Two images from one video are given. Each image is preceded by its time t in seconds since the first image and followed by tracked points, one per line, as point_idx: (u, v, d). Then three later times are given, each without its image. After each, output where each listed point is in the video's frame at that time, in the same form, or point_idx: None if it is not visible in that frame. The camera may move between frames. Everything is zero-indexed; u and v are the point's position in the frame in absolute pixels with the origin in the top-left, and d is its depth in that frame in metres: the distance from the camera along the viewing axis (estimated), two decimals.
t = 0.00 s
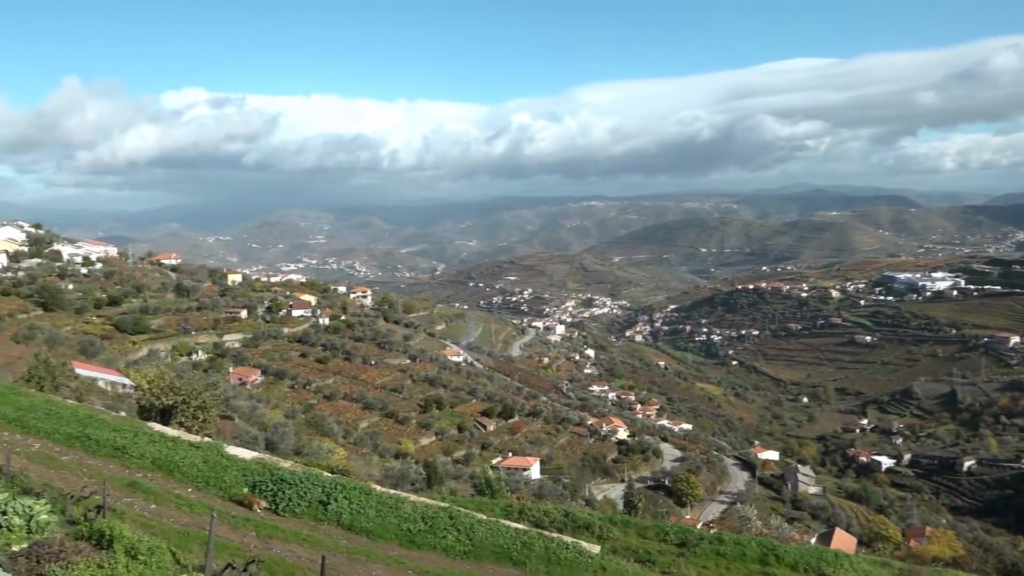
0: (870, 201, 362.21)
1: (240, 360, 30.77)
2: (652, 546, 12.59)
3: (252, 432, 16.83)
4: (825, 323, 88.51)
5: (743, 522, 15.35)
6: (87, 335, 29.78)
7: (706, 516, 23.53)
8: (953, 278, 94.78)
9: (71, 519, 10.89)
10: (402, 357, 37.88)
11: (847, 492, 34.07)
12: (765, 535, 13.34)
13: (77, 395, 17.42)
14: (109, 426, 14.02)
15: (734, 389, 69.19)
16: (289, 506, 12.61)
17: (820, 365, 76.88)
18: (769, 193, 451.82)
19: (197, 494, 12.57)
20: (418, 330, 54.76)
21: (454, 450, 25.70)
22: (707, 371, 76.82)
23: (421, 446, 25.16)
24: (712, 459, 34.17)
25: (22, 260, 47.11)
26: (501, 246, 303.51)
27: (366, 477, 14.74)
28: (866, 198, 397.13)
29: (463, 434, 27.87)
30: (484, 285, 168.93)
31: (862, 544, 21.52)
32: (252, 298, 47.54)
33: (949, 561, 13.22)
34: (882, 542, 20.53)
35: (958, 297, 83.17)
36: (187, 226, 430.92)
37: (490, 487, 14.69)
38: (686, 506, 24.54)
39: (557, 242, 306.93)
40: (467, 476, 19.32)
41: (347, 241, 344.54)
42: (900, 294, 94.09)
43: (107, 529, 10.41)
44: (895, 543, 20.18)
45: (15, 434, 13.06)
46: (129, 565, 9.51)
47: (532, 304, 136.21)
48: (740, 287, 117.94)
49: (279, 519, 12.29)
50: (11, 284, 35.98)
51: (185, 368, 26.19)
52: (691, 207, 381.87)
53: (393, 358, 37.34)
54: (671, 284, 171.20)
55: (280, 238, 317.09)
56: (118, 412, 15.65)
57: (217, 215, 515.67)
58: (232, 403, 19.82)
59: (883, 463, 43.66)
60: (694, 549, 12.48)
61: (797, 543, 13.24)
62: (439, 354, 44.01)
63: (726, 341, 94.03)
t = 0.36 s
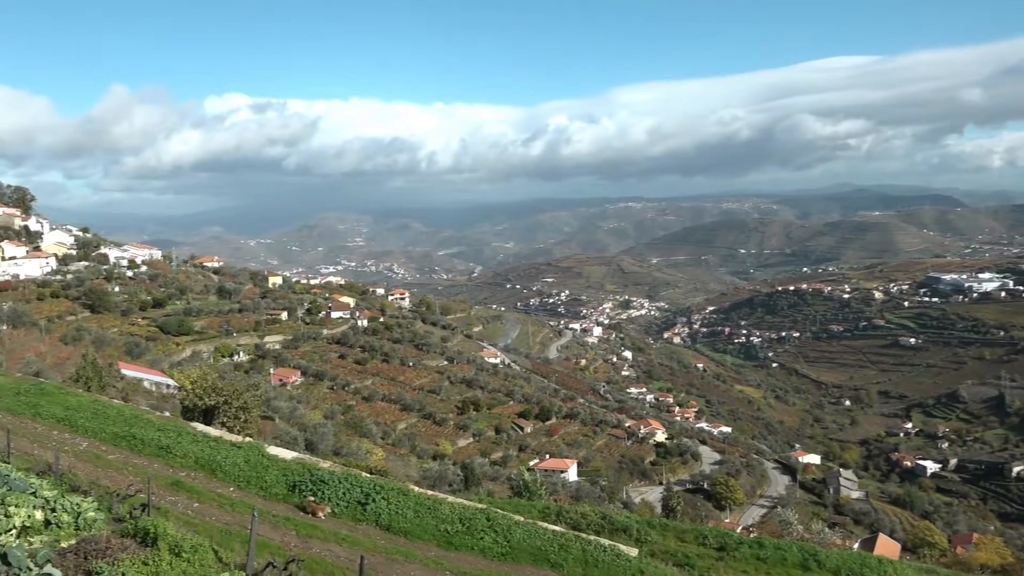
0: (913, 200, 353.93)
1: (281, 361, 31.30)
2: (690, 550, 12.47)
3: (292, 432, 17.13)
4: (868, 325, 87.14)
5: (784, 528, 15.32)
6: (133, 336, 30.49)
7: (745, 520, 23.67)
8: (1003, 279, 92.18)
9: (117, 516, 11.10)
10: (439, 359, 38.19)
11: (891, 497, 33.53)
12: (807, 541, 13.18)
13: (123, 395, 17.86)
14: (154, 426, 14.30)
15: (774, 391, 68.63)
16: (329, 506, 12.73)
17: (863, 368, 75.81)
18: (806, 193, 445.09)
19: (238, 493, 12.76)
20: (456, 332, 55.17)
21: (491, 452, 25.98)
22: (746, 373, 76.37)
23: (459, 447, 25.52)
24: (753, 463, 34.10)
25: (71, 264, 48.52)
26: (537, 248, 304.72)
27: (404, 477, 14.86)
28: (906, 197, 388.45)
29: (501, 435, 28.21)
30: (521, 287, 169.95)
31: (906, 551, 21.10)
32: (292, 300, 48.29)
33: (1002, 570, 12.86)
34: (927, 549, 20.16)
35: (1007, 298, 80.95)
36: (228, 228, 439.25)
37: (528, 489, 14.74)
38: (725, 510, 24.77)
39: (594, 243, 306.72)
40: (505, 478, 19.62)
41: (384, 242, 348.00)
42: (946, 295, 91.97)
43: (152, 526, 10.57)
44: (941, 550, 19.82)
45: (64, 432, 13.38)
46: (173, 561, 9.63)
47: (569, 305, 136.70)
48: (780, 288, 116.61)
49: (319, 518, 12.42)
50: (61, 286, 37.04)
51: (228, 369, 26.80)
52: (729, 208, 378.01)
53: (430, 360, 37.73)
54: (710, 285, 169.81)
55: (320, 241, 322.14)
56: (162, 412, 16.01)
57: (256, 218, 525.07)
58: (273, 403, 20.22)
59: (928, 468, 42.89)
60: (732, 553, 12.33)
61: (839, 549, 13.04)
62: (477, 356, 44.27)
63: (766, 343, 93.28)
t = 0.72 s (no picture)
0: (951, 196, 346.28)
1: (315, 359, 31.68)
2: (723, 551, 12.37)
3: (325, 430, 17.39)
4: (906, 323, 85.79)
5: (820, 528, 15.22)
6: (170, 334, 31.02)
7: (779, 521, 23.68)
8: None
9: (155, 512, 11.25)
10: (471, 357, 38.36)
11: (930, 499, 33.04)
12: (843, 542, 13.04)
13: (161, 393, 18.21)
14: (190, 423, 14.54)
15: (808, 391, 67.97)
16: (363, 503, 12.82)
17: (901, 367, 74.71)
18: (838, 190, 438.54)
19: (273, 490, 12.90)
20: (487, 330, 55.34)
21: (523, 451, 26.17)
22: (780, 372, 75.84)
23: (491, 446, 25.70)
24: (788, 463, 33.92)
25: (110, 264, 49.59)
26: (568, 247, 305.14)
27: (436, 475, 14.96)
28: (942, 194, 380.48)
29: (532, 434, 28.35)
30: (552, 285, 170.33)
31: (945, 553, 20.78)
32: (325, 299, 48.88)
33: None
34: (966, 552, 19.83)
35: None
36: (262, 228, 446.00)
37: (561, 487, 14.75)
38: (759, 510, 24.74)
39: (625, 241, 305.73)
40: (536, 476, 19.70)
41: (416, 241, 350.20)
42: (987, 293, 90.00)
43: (188, 522, 10.70)
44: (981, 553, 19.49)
45: (104, 429, 13.64)
46: (210, 557, 9.73)
47: (601, 304, 136.72)
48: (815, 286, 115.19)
49: (352, 516, 12.50)
50: (101, 286, 37.86)
51: (263, 368, 27.27)
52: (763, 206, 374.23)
53: (461, 358, 37.91)
54: (744, 283, 168.23)
55: (353, 240, 325.37)
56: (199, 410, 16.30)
57: (288, 219, 532.23)
58: (306, 401, 20.51)
59: (968, 469, 42.11)
60: (767, 554, 12.21)
61: (877, 551, 12.87)
62: (508, 355, 44.38)
63: (801, 342, 92.55)
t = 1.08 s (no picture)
0: (987, 195, 339.26)
1: (344, 359, 31.96)
2: (753, 554, 12.28)
3: (355, 429, 17.57)
4: (941, 325, 84.42)
5: (854, 533, 15.07)
6: (203, 333, 31.50)
7: (810, 525, 23.49)
8: None
9: (188, 508, 11.38)
10: (499, 358, 38.46)
11: (965, 504, 32.49)
12: (875, 547, 12.88)
13: (194, 391, 18.48)
14: (223, 421, 14.74)
15: (840, 393, 67.29)
16: (391, 501, 12.88)
17: (936, 370, 73.62)
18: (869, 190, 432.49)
19: (303, 488, 13.03)
20: (517, 331, 55.40)
21: (552, 451, 26.24)
22: (811, 374, 75.24)
23: (519, 446, 25.80)
24: (818, 466, 33.60)
25: (146, 264, 50.50)
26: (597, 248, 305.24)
27: (465, 476, 15.02)
28: (977, 195, 373.08)
29: (560, 435, 28.39)
30: (581, 286, 170.46)
31: (979, 560, 20.45)
32: (355, 299, 49.36)
33: None
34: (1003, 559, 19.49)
35: None
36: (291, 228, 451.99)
37: (588, 489, 14.74)
38: (790, 514, 24.58)
39: (655, 242, 304.62)
40: (565, 477, 19.71)
41: (444, 241, 351.79)
42: None
43: (221, 519, 10.81)
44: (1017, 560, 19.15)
45: (139, 426, 13.87)
46: (240, 554, 9.77)
47: (629, 305, 136.58)
48: (848, 287, 113.82)
49: (381, 515, 12.56)
50: (136, 285, 38.57)
51: (294, 367, 27.61)
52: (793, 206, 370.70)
53: (490, 358, 38.02)
54: (775, 284, 166.71)
55: (381, 241, 328.06)
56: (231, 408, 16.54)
57: (316, 219, 538.71)
58: (336, 400, 20.72)
59: (1004, 474, 41.31)
60: (798, 558, 12.09)
61: (911, 557, 12.69)
62: (537, 356, 44.42)
63: (832, 343, 91.69)
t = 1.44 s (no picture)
0: None
1: (372, 358, 32.19)
2: (782, 557, 12.18)
3: (382, 428, 17.72)
4: (976, 327, 82.98)
5: (889, 538, 14.93)
6: (234, 332, 31.94)
7: (840, 529, 23.31)
8: None
9: (218, 505, 11.49)
10: (527, 358, 38.53)
11: (1001, 510, 31.92)
12: (909, 552, 12.73)
13: (225, 389, 18.73)
14: (252, 418, 14.92)
15: (871, 396, 66.56)
16: (419, 500, 12.95)
17: (970, 373, 72.49)
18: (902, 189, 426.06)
19: (332, 486, 13.13)
20: (544, 331, 55.40)
21: (579, 452, 26.25)
22: (841, 375, 74.60)
23: (546, 446, 25.85)
24: (849, 470, 33.28)
25: (179, 263, 51.32)
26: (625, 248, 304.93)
27: (491, 475, 15.07)
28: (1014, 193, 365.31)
29: (587, 435, 28.38)
30: (609, 286, 170.48)
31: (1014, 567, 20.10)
32: (384, 298, 49.72)
33: None
34: None
35: None
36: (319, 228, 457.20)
37: (616, 490, 14.74)
38: (820, 517, 24.42)
39: (684, 242, 303.25)
40: (593, 478, 19.70)
41: (471, 241, 353.00)
42: None
43: (251, 516, 10.90)
44: None
45: (171, 423, 14.08)
46: (271, 551, 9.84)
47: (657, 305, 136.25)
48: (881, 288, 112.32)
49: (409, 513, 12.63)
50: (168, 284, 39.19)
51: (323, 365, 27.91)
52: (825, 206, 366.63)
53: (518, 358, 38.11)
54: (805, 285, 165.01)
55: (408, 240, 331.23)
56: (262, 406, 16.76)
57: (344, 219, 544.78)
58: (365, 399, 20.92)
59: None
60: (828, 562, 11.96)
61: (945, 563, 12.53)
62: (565, 356, 44.42)
63: (863, 345, 90.77)
